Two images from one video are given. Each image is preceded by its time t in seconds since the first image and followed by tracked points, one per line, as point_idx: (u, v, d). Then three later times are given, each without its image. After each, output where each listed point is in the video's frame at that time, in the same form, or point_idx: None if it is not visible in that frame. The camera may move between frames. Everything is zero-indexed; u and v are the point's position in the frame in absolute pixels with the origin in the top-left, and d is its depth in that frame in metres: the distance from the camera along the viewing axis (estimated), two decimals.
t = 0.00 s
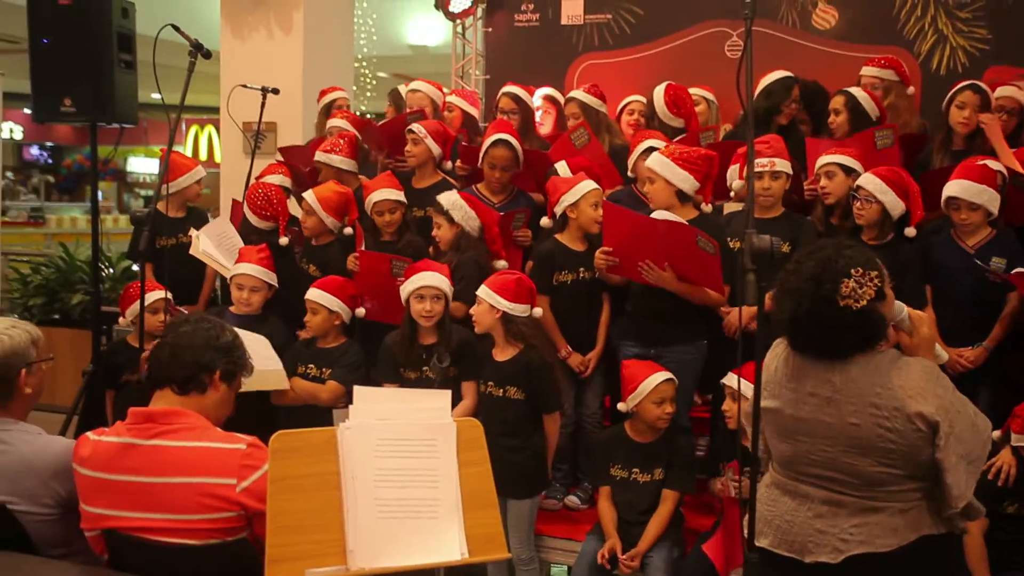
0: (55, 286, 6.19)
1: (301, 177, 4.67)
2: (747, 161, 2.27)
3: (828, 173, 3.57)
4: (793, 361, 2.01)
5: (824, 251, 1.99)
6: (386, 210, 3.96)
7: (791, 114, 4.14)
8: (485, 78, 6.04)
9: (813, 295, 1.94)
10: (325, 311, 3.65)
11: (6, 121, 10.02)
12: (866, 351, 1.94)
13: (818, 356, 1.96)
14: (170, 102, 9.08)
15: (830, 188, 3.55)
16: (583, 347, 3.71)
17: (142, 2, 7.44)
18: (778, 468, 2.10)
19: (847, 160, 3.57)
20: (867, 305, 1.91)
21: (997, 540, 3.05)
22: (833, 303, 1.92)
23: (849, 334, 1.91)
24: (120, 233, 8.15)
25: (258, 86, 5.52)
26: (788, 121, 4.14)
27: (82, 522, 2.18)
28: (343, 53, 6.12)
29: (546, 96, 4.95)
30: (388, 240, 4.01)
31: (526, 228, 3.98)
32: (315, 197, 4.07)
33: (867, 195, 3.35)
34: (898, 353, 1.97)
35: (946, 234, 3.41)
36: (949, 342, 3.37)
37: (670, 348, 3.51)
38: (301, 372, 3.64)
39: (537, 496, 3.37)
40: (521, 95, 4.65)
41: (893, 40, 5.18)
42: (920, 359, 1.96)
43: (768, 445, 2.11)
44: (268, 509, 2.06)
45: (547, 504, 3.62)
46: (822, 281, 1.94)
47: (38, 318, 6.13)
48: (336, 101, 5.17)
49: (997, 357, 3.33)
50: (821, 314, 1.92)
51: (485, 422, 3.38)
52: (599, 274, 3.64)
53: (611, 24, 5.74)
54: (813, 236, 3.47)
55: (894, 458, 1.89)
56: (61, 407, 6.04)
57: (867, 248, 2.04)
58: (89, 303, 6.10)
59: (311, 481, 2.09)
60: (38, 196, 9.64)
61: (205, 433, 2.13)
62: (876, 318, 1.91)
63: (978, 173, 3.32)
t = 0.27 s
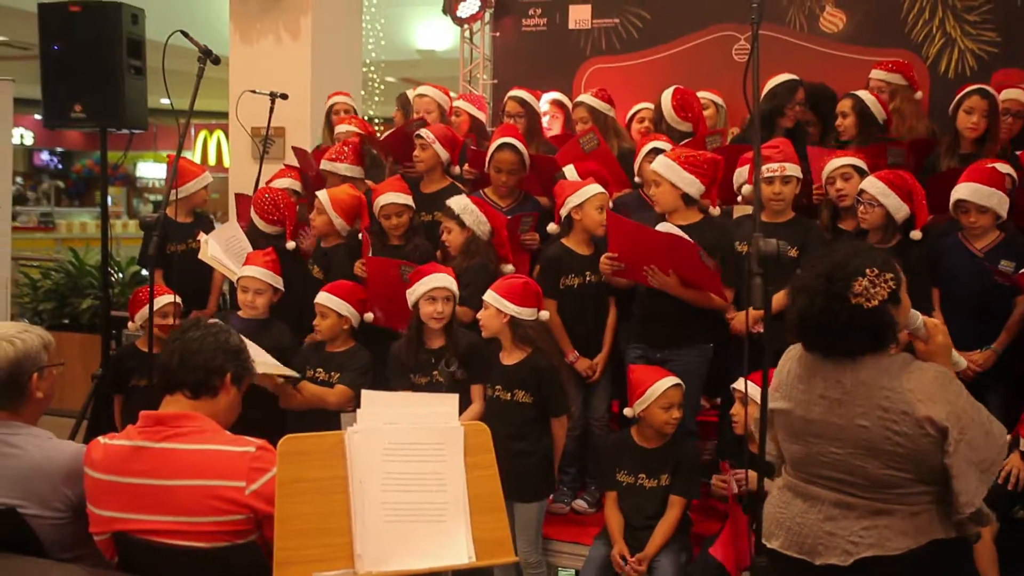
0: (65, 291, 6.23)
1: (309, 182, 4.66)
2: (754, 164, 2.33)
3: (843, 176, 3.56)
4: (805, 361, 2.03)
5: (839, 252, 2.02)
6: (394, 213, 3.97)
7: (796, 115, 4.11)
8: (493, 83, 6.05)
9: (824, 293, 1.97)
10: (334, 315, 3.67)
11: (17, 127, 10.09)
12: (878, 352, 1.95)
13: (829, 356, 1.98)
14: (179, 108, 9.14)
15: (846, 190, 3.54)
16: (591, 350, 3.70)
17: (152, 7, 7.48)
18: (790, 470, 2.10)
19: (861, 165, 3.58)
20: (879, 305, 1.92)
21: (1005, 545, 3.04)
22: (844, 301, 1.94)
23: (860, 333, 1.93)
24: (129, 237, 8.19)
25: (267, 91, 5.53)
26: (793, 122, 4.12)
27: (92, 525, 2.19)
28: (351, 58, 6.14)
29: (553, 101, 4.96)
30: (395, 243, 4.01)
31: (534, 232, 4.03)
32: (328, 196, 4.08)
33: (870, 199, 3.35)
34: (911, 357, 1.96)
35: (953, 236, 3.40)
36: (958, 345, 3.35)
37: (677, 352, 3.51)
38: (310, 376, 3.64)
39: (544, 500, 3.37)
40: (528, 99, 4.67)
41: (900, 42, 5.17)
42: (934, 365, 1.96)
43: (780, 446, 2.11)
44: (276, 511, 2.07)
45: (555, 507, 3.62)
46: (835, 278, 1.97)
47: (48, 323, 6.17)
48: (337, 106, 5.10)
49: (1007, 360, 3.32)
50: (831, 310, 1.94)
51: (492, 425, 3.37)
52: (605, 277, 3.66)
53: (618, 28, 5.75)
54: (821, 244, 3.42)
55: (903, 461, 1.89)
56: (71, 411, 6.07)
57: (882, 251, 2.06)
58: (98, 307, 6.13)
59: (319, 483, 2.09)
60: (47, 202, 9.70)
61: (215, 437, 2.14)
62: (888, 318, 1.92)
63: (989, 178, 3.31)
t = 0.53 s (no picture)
0: (67, 295, 6.24)
1: (311, 185, 4.65)
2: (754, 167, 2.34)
3: (833, 179, 3.58)
4: (817, 357, 2.05)
5: (855, 251, 2.04)
6: (389, 209, 3.97)
7: (791, 117, 4.09)
8: (493, 87, 6.06)
9: (835, 287, 1.99)
10: (334, 317, 3.67)
11: (19, 131, 10.13)
12: (887, 352, 1.96)
13: (840, 352, 2.00)
14: (180, 112, 9.16)
15: (837, 195, 3.56)
16: (591, 353, 3.70)
17: (153, 11, 7.49)
18: (796, 471, 2.10)
19: (851, 166, 3.57)
20: (890, 304, 1.94)
21: (1007, 547, 3.05)
22: (855, 297, 1.96)
23: (872, 331, 1.94)
24: (130, 241, 8.21)
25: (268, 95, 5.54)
26: (790, 125, 4.11)
27: (93, 529, 2.19)
28: (352, 62, 6.15)
29: (554, 104, 4.96)
30: (395, 246, 4.02)
31: (535, 235, 4.01)
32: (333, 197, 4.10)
33: (865, 202, 3.38)
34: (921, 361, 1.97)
35: (952, 238, 3.40)
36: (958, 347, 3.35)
37: (673, 354, 3.51)
38: (311, 379, 3.65)
39: (545, 503, 3.37)
40: (523, 100, 4.69)
41: (900, 45, 5.17)
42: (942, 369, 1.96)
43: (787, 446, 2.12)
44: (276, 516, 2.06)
45: (555, 510, 3.62)
46: (847, 275, 1.99)
47: (49, 327, 6.18)
48: (334, 110, 5.08)
49: (1007, 362, 3.32)
50: (841, 305, 1.96)
51: (492, 429, 3.38)
52: (602, 280, 3.64)
53: (618, 31, 5.75)
54: (822, 248, 3.44)
55: (907, 462, 1.89)
56: (71, 414, 6.08)
57: (893, 250, 2.07)
58: (99, 311, 6.14)
59: (322, 486, 2.10)
60: (49, 206, 9.73)
61: (215, 441, 2.15)
62: (898, 318, 1.93)
63: (987, 180, 3.31)
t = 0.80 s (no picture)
0: (60, 297, 6.22)
1: (306, 188, 4.66)
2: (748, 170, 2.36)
3: (820, 182, 3.58)
4: (818, 356, 2.06)
5: (854, 252, 2.05)
6: (383, 211, 3.98)
7: (783, 117, 4.09)
8: (488, 88, 6.06)
9: (836, 287, 2.00)
10: (327, 317, 3.66)
11: (13, 133, 10.11)
12: (887, 350, 1.97)
13: (841, 351, 2.00)
14: (175, 114, 9.16)
15: (823, 198, 3.58)
16: (586, 354, 3.71)
17: (147, 13, 7.48)
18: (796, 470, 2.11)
19: (840, 167, 3.56)
20: (890, 301, 1.95)
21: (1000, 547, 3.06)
22: (857, 295, 1.97)
23: (871, 327, 1.95)
24: (124, 244, 8.20)
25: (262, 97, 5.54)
26: (783, 125, 4.11)
27: (85, 533, 2.19)
28: (347, 64, 6.15)
29: (549, 106, 4.95)
30: (391, 248, 4.02)
31: (530, 237, 4.00)
32: (327, 199, 4.10)
33: (857, 202, 3.40)
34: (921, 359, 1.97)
35: (946, 239, 3.40)
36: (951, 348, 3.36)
37: (668, 355, 3.52)
38: (306, 378, 3.65)
39: (540, 504, 3.37)
40: (513, 103, 4.71)
41: (893, 47, 5.18)
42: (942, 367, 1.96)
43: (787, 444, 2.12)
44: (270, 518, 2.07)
45: (550, 511, 3.61)
46: (847, 274, 2.00)
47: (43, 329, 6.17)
48: (328, 112, 5.08)
49: (999, 363, 3.33)
50: (843, 304, 1.98)
51: (487, 430, 3.37)
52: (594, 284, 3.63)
53: (613, 33, 5.76)
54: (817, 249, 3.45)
55: (906, 459, 1.90)
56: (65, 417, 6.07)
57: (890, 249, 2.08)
58: (93, 313, 6.14)
59: (318, 487, 2.10)
60: (43, 208, 9.73)
61: (209, 443, 2.15)
62: (898, 316, 1.95)
63: (979, 181, 3.32)
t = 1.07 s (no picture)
0: (41, 297, 6.18)
1: (289, 187, 4.64)
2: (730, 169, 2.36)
3: (810, 179, 3.60)
4: (808, 352, 2.06)
5: (844, 249, 2.05)
6: (367, 208, 3.96)
7: (763, 116, 4.11)
8: (472, 88, 6.06)
9: (828, 283, 1.99)
10: (315, 316, 3.65)
11: None
12: (877, 345, 1.98)
13: (832, 347, 2.01)
14: (156, 112, 9.12)
15: (813, 194, 3.59)
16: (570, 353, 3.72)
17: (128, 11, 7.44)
18: (787, 466, 2.12)
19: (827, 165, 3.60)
20: (882, 297, 1.96)
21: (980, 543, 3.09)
22: (849, 289, 1.97)
23: (861, 321, 1.96)
24: (106, 243, 8.15)
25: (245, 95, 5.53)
26: (763, 124, 4.13)
27: (67, 534, 2.18)
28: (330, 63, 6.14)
29: (532, 105, 4.95)
30: (375, 247, 4.02)
31: (515, 234, 4.00)
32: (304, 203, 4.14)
33: (838, 201, 3.41)
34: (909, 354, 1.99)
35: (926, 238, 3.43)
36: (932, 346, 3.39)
37: (651, 353, 3.53)
38: (290, 375, 3.64)
39: (524, 502, 3.37)
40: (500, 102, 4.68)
41: (874, 47, 5.21)
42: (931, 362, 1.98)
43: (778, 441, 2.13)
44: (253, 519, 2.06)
45: (535, 510, 3.61)
46: (838, 270, 2.00)
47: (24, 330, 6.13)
48: (311, 111, 5.06)
49: (979, 361, 3.36)
50: (835, 298, 1.98)
51: (472, 429, 3.38)
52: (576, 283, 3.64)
53: (596, 33, 5.77)
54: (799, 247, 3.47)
55: (899, 453, 1.91)
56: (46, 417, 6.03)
57: (876, 245, 2.10)
58: (75, 313, 6.10)
59: (301, 487, 2.10)
60: (23, 207, 9.66)
61: (189, 444, 2.14)
62: (889, 311, 1.96)
63: (959, 181, 3.34)
